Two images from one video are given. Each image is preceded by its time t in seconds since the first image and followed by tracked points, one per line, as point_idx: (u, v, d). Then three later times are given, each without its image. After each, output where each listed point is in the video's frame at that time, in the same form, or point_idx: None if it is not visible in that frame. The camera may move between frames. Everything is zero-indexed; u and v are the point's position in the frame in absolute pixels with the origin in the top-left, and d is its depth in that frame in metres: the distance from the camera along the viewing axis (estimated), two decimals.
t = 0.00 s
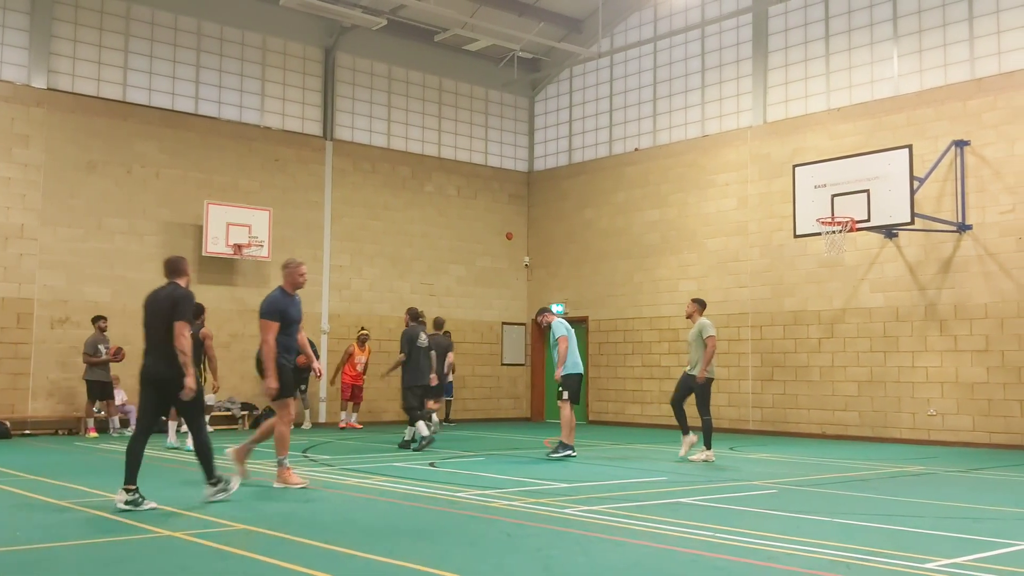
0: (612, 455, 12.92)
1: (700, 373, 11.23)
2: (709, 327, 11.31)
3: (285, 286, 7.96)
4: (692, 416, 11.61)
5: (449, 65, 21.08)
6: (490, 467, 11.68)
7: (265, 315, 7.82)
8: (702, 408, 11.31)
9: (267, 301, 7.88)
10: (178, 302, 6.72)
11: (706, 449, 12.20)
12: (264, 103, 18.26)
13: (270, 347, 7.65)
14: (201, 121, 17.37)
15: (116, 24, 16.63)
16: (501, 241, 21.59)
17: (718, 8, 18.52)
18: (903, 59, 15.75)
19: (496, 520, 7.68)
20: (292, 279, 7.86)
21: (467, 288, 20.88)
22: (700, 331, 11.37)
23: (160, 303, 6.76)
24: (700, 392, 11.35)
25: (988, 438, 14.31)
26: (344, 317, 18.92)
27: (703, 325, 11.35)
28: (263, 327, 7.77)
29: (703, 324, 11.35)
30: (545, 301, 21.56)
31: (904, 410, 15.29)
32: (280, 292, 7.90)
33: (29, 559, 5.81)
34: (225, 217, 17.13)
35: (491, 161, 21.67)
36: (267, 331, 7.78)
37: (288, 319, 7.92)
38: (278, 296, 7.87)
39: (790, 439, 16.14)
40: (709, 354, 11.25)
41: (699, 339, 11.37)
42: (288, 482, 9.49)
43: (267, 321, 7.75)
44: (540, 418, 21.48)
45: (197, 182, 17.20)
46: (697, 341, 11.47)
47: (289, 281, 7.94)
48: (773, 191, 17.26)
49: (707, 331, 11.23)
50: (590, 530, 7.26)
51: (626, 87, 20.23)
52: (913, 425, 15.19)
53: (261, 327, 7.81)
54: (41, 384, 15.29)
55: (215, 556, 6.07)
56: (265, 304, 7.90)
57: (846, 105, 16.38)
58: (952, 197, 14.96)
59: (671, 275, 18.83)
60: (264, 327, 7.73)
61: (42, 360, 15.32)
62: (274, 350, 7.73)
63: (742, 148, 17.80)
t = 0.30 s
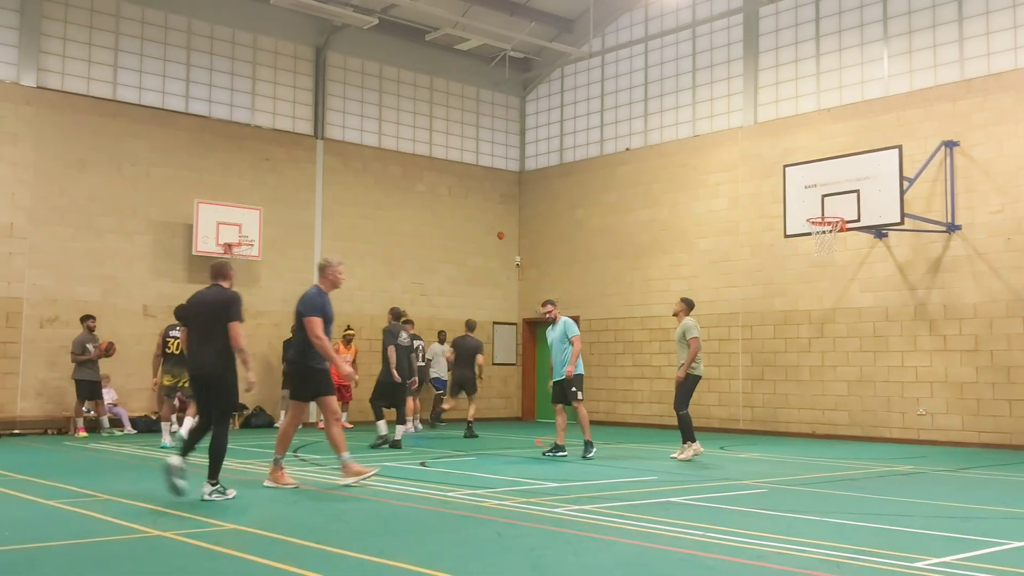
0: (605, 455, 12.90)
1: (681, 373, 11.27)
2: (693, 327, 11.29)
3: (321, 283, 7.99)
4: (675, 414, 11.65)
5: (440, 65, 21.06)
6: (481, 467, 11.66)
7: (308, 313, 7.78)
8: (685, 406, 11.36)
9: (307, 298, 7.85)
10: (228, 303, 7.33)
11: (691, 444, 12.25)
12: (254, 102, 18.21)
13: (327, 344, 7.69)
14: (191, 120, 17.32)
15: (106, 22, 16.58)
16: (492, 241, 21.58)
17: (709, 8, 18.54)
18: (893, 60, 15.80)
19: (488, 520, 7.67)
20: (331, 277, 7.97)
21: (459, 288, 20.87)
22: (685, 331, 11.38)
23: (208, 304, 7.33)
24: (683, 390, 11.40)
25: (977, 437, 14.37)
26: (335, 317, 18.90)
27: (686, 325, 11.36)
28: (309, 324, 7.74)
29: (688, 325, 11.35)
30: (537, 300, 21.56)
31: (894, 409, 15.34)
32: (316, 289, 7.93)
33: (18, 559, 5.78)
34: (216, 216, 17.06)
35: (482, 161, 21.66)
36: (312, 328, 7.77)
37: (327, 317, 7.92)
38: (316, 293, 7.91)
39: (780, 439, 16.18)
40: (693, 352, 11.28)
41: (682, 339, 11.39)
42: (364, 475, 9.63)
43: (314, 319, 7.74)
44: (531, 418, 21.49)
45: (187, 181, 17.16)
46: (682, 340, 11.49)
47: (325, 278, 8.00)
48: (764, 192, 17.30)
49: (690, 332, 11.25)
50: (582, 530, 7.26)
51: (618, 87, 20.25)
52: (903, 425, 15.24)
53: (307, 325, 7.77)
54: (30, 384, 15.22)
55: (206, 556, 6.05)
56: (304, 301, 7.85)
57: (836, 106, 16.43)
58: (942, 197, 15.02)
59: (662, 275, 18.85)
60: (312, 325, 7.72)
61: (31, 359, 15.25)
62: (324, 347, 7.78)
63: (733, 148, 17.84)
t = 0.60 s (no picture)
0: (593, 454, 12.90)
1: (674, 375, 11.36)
2: (686, 329, 11.27)
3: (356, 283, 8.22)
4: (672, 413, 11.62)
5: (430, 65, 21.05)
6: (470, 467, 11.65)
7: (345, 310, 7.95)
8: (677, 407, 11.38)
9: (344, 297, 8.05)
10: (266, 314, 7.95)
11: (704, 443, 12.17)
12: (243, 101, 18.16)
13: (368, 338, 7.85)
14: (179, 119, 17.27)
15: (94, 20, 16.51)
16: (481, 240, 21.58)
17: (698, 8, 18.56)
18: (880, 61, 15.86)
19: (477, 520, 7.66)
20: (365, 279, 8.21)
21: (448, 287, 20.86)
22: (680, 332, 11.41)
23: (245, 316, 7.89)
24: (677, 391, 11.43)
25: (964, 436, 14.44)
26: (324, 317, 18.87)
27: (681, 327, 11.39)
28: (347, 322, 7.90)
29: (682, 327, 11.35)
30: (526, 300, 21.56)
31: (881, 409, 15.40)
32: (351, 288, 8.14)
33: (3, 560, 5.75)
34: (204, 215, 16.96)
35: (472, 160, 21.65)
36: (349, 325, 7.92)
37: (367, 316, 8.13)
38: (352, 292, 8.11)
39: (768, 438, 16.23)
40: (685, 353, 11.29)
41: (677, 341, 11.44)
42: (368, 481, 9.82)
43: (352, 315, 7.89)
44: (520, 417, 21.48)
45: (175, 180, 17.10)
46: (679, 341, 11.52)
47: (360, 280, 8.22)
48: (753, 191, 17.35)
49: (683, 334, 11.28)
50: (571, 530, 7.26)
51: (607, 87, 20.26)
52: (890, 424, 15.30)
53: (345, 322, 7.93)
54: (17, 384, 15.14)
55: (194, 556, 6.03)
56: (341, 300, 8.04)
57: (824, 106, 16.49)
58: (929, 197, 15.09)
59: (651, 275, 18.88)
60: (350, 322, 7.87)
61: (18, 359, 15.17)
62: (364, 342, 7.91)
63: (722, 148, 17.87)
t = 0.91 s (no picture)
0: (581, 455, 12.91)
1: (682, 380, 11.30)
2: (692, 334, 11.28)
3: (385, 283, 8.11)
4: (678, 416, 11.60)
5: (418, 65, 21.03)
6: (458, 467, 11.64)
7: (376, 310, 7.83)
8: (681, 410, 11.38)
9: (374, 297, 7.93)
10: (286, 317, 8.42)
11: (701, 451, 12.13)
12: (230, 101, 18.10)
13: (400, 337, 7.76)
14: (166, 118, 17.21)
15: (80, 19, 16.43)
16: (469, 241, 21.57)
17: (686, 9, 18.60)
18: (867, 63, 15.93)
19: (463, 520, 7.66)
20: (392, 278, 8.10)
21: (436, 288, 20.84)
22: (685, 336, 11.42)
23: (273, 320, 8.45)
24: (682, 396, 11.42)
25: (950, 436, 14.51)
26: (311, 317, 18.82)
27: (686, 330, 11.38)
28: (379, 323, 7.78)
29: (688, 330, 11.37)
30: (514, 300, 21.55)
31: (868, 409, 15.46)
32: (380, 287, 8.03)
33: None
34: (190, 215, 16.90)
35: (460, 161, 21.64)
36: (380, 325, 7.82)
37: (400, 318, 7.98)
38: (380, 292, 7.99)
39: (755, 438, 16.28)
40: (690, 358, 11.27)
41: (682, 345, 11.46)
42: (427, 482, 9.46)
43: (384, 315, 7.78)
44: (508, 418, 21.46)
45: (162, 180, 17.04)
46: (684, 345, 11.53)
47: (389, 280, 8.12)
48: (740, 192, 17.40)
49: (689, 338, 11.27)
50: (558, 530, 7.26)
51: (595, 88, 20.28)
52: (876, 424, 15.36)
53: (377, 323, 7.82)
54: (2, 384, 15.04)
55: (179, 556, 6.02)
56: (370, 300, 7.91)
57: (811, 108, 16.55)
58: (915, 198, 15.16)
59: (639, 275, 18.90)
60: (382, 322, 7.76)
61: (3, 359, 15.08)
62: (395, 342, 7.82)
63: (709, 149, 17.92)
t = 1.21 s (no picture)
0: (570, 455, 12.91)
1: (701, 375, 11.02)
2: (701, 330, 11.32)
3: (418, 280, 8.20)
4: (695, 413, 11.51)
5: (407, 64, 21.01)
6: (447, 466, 11.63)
7: (423, 307, 7.92)
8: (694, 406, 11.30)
9: (416, 295, 8.00)
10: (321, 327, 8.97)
11: (691, 451, 12.19)
12: (218, 100, 18.03)
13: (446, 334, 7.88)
14: (153, 117, 17.15)
15: (67, 17, 16.35)
16: (458, 241, 21.56)
17: (675, 10, 18.62)
18: (855, 64, 15.99)
19: (452, 520, 7.65)
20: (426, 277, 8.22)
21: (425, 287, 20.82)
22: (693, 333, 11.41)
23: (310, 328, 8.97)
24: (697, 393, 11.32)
25: (937, 436, 14.57)
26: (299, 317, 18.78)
27: (694, 327, 11.38)
28: (426, 319, 7.87)
29: (696, 326, 11.35)
30: (503, 300, 21.55)
31: (856, 409, 15.51)
32: (416, 285, 8.12)
33: None
34: (178, 214, 16.84)
35: (449, 160, 21.63)
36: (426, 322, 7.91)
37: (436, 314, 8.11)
38: (417, 289, 8.09)
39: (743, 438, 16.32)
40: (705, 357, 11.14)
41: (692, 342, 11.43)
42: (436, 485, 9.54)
43: (430, 311, 7.89)
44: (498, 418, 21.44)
45: (149, 179, 16.97)
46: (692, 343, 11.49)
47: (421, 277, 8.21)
48: (728, 193, 17.44)
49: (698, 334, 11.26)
50: (547, 530, 7.26)
51: (584, 88, 20.30)
52: (864, 424, 15.42)
53: (423, 320, 7.90)
54: None
55: (166, 556, 6.00)
56: (413, 297, 7.98)
57: (800, 108, 16.60)
58: (902, 199, 15.23)
59: (628, 275, 18.93)
60: (430, 319, 7.85)
61: None
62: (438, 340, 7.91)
63: (698, 149, 17.95)
